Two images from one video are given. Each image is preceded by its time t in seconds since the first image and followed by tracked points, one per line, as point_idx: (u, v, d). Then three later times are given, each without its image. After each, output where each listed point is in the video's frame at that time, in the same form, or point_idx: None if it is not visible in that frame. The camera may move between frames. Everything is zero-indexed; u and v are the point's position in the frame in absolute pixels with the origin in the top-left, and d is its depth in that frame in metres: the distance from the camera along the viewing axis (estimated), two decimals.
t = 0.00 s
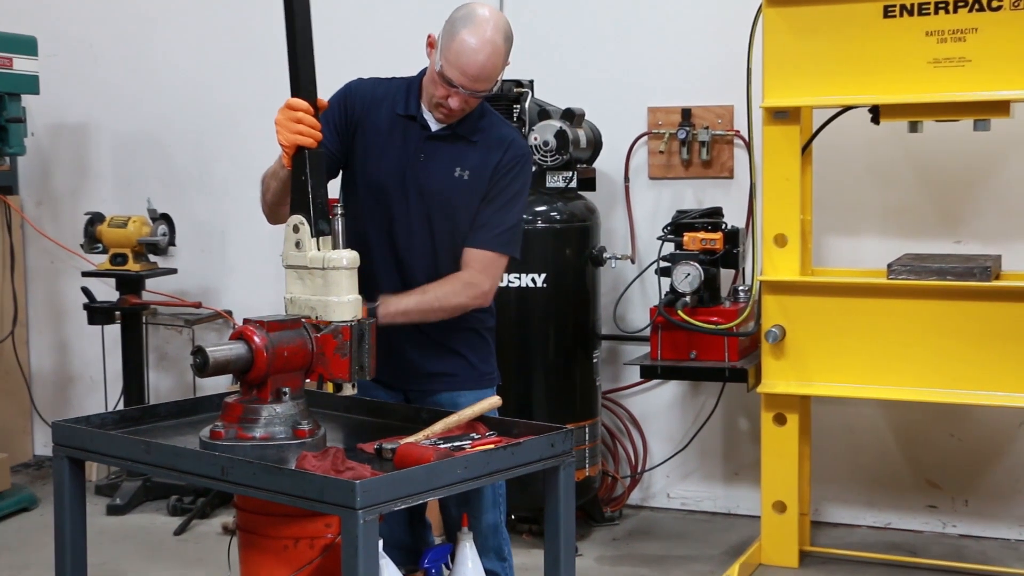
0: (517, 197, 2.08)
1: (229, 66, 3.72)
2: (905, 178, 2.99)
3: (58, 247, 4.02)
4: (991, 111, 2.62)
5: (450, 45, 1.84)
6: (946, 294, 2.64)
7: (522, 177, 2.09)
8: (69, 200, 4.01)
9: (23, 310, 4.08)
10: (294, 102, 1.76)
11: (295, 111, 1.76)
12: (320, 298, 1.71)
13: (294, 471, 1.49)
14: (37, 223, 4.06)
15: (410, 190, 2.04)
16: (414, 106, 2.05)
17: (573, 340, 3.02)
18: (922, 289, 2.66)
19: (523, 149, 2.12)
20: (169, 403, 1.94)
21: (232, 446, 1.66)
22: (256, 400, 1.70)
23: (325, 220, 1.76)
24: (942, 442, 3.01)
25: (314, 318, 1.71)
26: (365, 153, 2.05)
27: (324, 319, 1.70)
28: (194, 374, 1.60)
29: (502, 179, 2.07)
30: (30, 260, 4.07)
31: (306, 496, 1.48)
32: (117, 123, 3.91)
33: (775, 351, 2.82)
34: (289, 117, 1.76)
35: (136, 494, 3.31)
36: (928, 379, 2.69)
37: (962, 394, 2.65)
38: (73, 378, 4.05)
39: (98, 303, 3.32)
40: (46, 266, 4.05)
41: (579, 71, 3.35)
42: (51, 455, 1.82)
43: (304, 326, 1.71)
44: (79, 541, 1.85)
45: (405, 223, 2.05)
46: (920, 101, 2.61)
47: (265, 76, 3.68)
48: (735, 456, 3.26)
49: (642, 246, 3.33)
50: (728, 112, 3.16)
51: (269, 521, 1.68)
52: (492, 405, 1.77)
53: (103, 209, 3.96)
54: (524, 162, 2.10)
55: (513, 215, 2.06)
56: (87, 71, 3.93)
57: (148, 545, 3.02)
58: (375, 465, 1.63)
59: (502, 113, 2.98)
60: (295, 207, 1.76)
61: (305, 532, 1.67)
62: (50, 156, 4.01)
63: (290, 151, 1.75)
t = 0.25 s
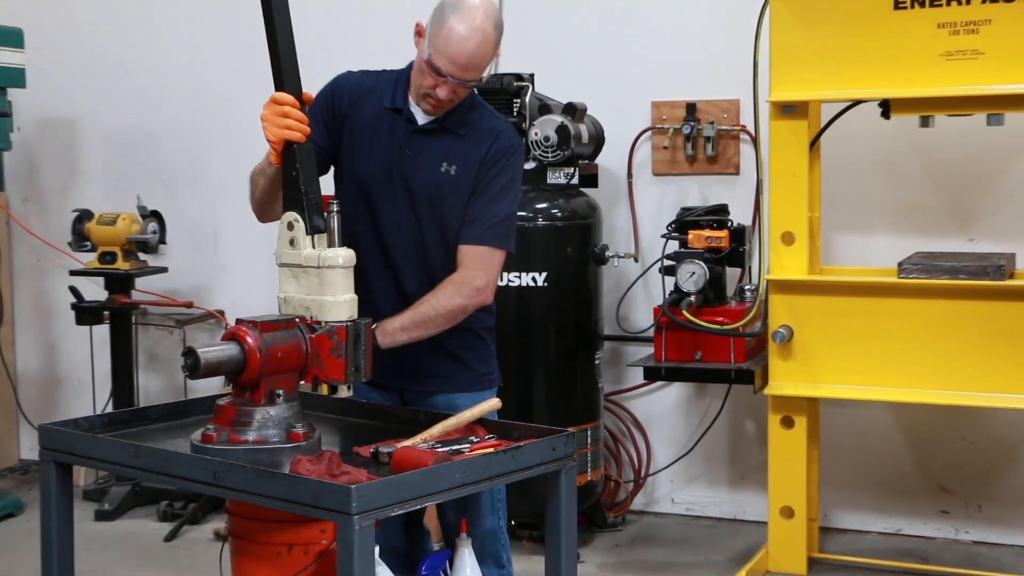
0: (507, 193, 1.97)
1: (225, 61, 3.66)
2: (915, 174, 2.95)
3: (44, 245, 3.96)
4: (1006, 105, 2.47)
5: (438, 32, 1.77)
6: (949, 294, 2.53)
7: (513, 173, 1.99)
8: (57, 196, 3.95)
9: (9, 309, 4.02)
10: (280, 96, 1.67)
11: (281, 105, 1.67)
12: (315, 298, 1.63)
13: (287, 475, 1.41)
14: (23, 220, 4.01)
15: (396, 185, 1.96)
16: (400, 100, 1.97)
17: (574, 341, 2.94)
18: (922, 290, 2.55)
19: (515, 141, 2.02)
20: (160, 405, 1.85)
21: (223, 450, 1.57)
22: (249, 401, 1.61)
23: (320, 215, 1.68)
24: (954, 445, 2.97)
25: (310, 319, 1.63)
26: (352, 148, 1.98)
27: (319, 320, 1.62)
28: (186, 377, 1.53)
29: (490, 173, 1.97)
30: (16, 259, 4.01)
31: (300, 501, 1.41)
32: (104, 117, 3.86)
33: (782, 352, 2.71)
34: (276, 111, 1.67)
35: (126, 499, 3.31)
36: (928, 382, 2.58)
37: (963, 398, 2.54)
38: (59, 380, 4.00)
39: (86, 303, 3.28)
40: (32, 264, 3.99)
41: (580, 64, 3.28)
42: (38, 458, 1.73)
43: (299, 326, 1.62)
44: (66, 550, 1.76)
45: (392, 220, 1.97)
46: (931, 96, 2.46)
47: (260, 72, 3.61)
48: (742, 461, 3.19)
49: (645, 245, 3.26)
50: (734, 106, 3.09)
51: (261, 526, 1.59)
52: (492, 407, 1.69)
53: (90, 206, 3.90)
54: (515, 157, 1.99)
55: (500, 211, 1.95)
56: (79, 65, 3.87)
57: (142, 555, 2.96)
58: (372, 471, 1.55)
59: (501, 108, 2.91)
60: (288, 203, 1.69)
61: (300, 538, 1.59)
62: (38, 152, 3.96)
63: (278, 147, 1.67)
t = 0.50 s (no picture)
0: (501, 197, 1.93)
1: (222, 58, 3.62)
2: (922, 172, 2.92)
3: (37, 244, 3.92)
4: (1012, 101, 2.42)
5: (433, 25, 1.73)
6: (953, 292, 2.49)
7: (509, 177, 1.94)
8: (51, 194, 3.91)
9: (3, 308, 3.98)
10: (282, 91, 1.63)
11: (282, 101, 1.63)
12: (311, 298, 1.59)
13: (284, 477, 1.37)
14: (15, 218, 3.97)
15: (391, 183, 1.93)
16: (399, 96, 1.93)
17: (575, 341, 2.90)
18: (926, 288, 2.50)
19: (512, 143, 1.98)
20: (154, 407, 1.80)
21: (219, 451, 1.54)
22: (245, 403, 1.57)
23: (318, 214, 1.64)
24: (961, 446, 2.94)
25: (306, 319, 1.59)
26: (349, 143, 1.94)
27: (315, 320, 1.58)
28: (180, 376, 1.48)
29: (486, 175, 1.93)
30: (9, 258, 3.98)
31: (298, 503, 1.37)
32: (99, 115, 3.82)
33: (785, 352, 2.66)
34: (277, 107, 1.64)
35: (120, 501, 3.29)
36: (932, 382, 2.54)
37: (966, 398, 2.49)
38: (53, 381, 3.97)
39: (80, 303, 3.24)
40: (26, 263, 3.96)
41: (582, 60, 3.23)
42: (31, 460, 1.68)
43: (296, 326, 1.58)
44: (60, 554, 1.72)
45: (387, 219, 1.93)
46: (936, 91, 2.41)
47: (258, 70, 3.58)
48: (744, 462, 3.16)
49: (647, 244, 3.22)
50: (737, 103, 3.05)
51: (258, 529, 1.55)
52: (493, 407, 1.65)
53: (85, 205, 3.86)
54: (512, 161, 1.95)
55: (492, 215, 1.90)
56: (73, 61, 3.84)
57: (138, 560, 2.94)
58: (369, 472, 1.51)
59: (503, 105, 2.88)
60: (285, 201, 1.64)
61: (297, 541, 1.54)
62: (31, 149, 3.92)
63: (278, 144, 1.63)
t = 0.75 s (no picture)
0: (521, 195, 1.96)
1: (222, 58, 3.62)
2: (922, 172, 2.92)
3: (37, 243, 3.92)
4: (1013, 100, 2.41)
5: (435, 31, 1.73)
6: (958, 291, 2.48)
7: (524, 173, 1.97)
8: (51, 194, 3.91)
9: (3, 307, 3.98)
10: (286, 91, 1.63)
11: (286, 101, 1.64)
12: (312, 298, 1.59)
13: (284, 476, 1.37)
14: (15, 217, 3.97)
15: (400, 185, 1.92)
16: (404, 98, 1.93)
17: (575, 340, 2.90)
18: (934, 288, 2.50)
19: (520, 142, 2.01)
20: (154, 406, 1.80)
21: (219, 451, 1.54)
22: (244, 403, 1.57)
23: (318, 214, 1.64)
24: (961, 446, 2.94)
25: (306, 319, 1.59)
26: (353, 147, 1.93)
27: (315, 320, 1.58)
28: (180, 376, 1.48)
29: (500, 175, 1.95)
30: (9, 258, 3.98)
31: (298, 503, 1.37)
32: (99, 114, 3.82)
33: (785, 352, 2.66)
34: (280, 106, 1.64)
35: (120, 501, 3.29)
36: (939, 381, 2.53)
37: (974, 398, 2.49)
38: (53, 381, 3.97)
39: (80, 302, 3.24)
40: (25, 262, 3.96)
41: (581, 60, 3.23)
42: (31, 460, 1.68)
43: (296, 326, 1.58)
44: (60, 554, 1.72)
45: (396, 221, 1.93)
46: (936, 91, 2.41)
47: (258, 69, 3.58)
48: (744, 462, 3.16)
49: (646, 243, 3.22)
50: (737, 102, 3.05)
51: (257, 528, 1.55)
52: (492, 407, 1.66)
53: (85, 204, 3.86)
54: (524, 158, 1.97)
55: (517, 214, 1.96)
56: (72, 60, 3.83)
57: (139, 559, 2.94)
58: (369, 472, 1.51)
59: (501, 104, 2.86)
60: (286, 201, 1.64)
61: (297, 541, 1.54)
62: (30, 148, 3.92)
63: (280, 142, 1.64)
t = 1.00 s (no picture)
0: (524, 192, 1.98)
1: (222, 58, 3.62)
2: (923, 172, 2.92)
3: (37, 243, 3.92)
4: (1012, 100, 2.42)
5: (436, 33, 1.74)
6: (959, 292, 2.48)
7: (528, 171, 1.99)
8: (51, 193, 3.91)
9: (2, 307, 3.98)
10: (288, 91, 1.63)
11: (288, 101, 1.63)
12: (312, 298, 1.58)
13: (283, 476, 1.37)
14: (15, 217, 3.97)
15: (406, 185, 1.93)
16: (408, 98, 1.93)
17: (575, 340, 2.90)
18: (935, 289, 2.50)
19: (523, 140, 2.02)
20: (154, 406, 1.80)
21: (219, 451, 1.54)
22: (244, 402, 1.57)
23: (318, 214, 1.64)
24: (961, 446, 2.94)
25: (306, 319, 1.59)
26: (357, 148, 1.93)
27: (315, 319, 1.58)
28: (181, 376, 1.48)
29: (505, 173, 1.97)
30: (9, 258, 3.98)
31: (298, 502, 1.37)
32: (99, 114, 3.82)
33: (785, 352, 2.66)
34: (282, 107, 1.64)
35: (120, 501, 3.29)
36: (941, 381, 2.53)
37: (977, 398, 2.48)
38: (53, 381, 3.97)
39: (79, 302, 3.24)
40: (25, 262, 3.96)
41: (582, 59, 3.23)
42: (31, 460, 1.68)
43: (296, 326, 1.58)
44: (59, 553, 1.72)
45: (403, 221, 1.93)
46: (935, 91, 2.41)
47: (258, 69, 3.58)
48: (744, 461, 3.16)
49: (646, 243, 3.22)
50: (737, 102, 3.05)
51: (257, 528, 1.55)
52: (493, 407, 1.66)
53: (85, 204, 3.86)
54: (527, 156, 1.99)
55: (522, 212, 1.97)
56: (72, 60, 3.83)
57: (139, 559, 2.94)
58: (369, 472, 1.51)
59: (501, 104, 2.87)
60: (286, 201, 1.64)
61: (297, 541, 1.54)
62: (30, 148, 3.92)
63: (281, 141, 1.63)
